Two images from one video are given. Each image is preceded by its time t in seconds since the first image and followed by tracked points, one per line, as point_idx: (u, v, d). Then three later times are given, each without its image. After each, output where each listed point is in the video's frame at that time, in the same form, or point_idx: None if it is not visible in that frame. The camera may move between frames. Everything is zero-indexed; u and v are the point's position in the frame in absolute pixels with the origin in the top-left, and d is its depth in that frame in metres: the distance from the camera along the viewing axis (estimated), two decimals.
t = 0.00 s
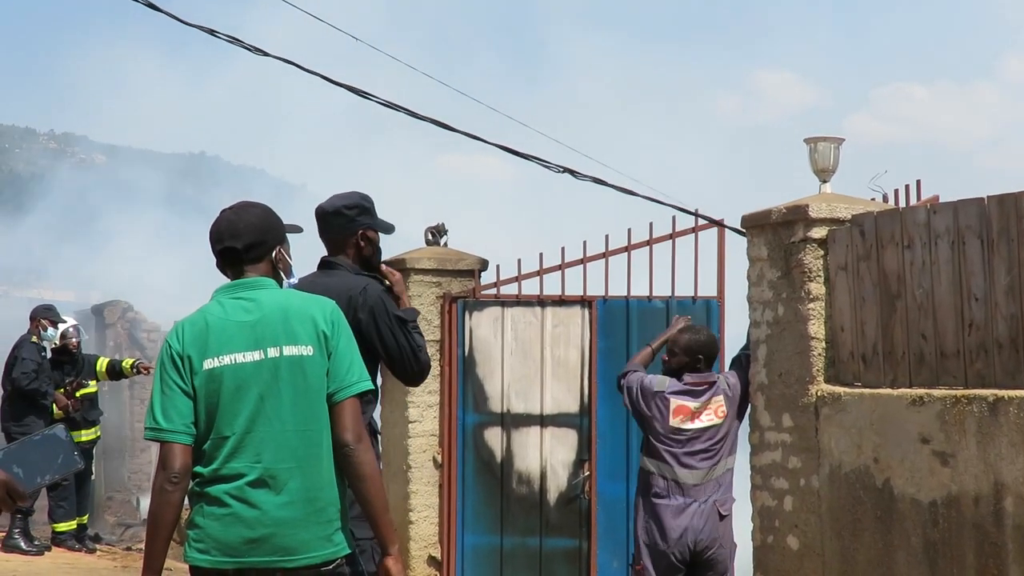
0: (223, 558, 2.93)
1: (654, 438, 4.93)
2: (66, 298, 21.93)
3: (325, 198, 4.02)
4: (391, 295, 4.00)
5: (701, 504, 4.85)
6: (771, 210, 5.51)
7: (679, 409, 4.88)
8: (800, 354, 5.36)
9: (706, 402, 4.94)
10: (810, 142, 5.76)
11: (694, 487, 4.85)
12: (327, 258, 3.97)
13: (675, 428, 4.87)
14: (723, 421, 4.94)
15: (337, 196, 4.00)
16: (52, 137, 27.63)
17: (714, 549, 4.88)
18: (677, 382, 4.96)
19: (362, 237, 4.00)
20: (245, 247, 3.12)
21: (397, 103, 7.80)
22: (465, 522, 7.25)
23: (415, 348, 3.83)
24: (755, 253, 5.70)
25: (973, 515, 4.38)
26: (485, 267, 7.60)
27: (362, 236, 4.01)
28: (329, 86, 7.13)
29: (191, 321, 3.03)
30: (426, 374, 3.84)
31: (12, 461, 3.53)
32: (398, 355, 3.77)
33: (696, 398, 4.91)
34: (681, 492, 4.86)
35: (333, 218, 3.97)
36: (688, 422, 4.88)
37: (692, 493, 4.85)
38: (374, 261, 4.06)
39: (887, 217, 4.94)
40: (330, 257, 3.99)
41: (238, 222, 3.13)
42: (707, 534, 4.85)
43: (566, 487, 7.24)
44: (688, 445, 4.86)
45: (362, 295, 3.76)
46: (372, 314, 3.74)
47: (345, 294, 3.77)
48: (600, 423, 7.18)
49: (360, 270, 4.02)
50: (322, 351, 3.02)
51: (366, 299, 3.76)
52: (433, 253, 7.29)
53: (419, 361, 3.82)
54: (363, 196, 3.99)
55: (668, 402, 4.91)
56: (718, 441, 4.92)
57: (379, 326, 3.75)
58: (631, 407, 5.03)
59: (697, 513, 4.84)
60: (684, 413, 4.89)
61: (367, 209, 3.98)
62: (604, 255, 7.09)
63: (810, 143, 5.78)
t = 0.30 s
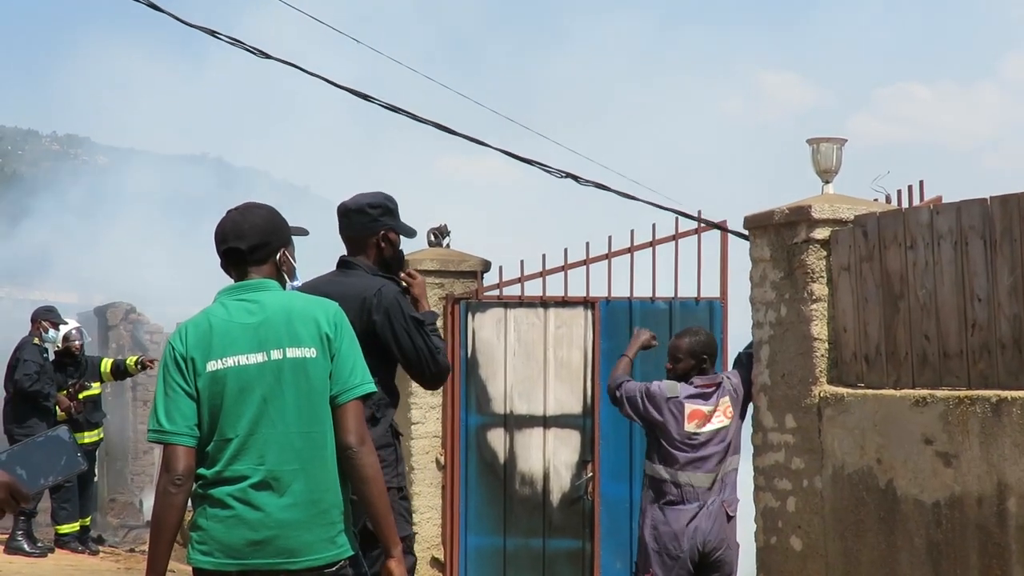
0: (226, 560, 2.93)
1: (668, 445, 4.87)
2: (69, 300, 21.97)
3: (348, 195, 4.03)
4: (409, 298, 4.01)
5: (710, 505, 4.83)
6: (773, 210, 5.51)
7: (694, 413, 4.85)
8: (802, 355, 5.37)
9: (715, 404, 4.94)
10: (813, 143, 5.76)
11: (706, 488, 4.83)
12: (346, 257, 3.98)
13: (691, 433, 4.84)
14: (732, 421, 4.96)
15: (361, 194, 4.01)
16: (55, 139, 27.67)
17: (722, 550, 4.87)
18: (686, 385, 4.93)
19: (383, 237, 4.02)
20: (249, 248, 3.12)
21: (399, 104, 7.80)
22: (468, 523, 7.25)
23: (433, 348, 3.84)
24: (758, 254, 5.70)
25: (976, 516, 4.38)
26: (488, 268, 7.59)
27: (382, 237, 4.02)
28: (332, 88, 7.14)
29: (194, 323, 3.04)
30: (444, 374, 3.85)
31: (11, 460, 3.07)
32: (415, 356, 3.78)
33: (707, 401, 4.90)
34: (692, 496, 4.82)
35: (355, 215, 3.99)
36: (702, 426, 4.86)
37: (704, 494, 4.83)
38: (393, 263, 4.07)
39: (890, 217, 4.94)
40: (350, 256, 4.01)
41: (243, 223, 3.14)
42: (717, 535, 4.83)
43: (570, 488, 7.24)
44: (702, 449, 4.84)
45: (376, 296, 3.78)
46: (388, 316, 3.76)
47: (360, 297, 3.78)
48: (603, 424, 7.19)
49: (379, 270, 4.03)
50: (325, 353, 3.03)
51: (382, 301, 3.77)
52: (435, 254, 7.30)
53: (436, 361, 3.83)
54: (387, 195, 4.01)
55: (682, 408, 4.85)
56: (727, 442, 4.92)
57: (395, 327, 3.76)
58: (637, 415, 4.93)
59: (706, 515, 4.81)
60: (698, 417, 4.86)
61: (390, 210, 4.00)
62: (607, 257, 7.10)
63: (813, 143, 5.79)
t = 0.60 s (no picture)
0: (229, 562, 2.94)
1: (673, 451, 4.84)
2: (72, 301, 22.00)
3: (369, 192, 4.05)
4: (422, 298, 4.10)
5: (713, 509, 4.81)
6: (776, 211, 5.51)
7: (698, 417, 4.86)
8: (806, 356, 5.37)
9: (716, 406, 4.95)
10: (816, 144, 5.76)
11: (711, 492, 4.83)
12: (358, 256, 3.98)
13: (696, 437, 4.84)
14: (734, 422, 4.98)
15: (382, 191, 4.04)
16: (58, 141, 27.71)
17: (725, 553, 4.86)
18: (688, 389, 4.93)
19: (398, 237, 4.02)
20: (254, 249, 3.12)
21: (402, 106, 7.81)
22: (471, 524, 7.25)
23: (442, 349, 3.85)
24: (760, 254, 5.70)
25: (980, 517, 4.38)
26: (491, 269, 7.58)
27: (397, 237, 4.03)
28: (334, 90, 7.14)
29: (198, 323, 3.04)
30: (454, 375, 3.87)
31: (17, 462, 2.87)
32: (425, 358, 3.80)
33: (709, 404, 4.91)
34: (696, 499, 4.81)
35: (372, 211, 4.01)
36: (706, 429, 4.87)
37: (710, 498, 4.82)
38: (406, 264, 4.08)
39: (893, 218, 4.94)
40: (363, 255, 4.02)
41: (250, 223, 3.15)
42: (720, 537, 4.81)
43: (573, 489, 7.24)
44: (708, 453, 4.85)
45: (384, 298, 3.78)
46: (397, 317, 3.76)
47: (368, 299, 3.79)
48: (606, 425, 7.19)
49: (391, 270, 4.03)
50: (328, 355, 3.03)
51: (390, 302, 3.77)
52: (438, 255, 7.28)
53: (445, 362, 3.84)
54: (405, 197, 4.03)
55: (686, 412, 4.86)
56: (730, 444, 4.93)
57: (404, 329, 3.77)
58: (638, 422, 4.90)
59: (710, 518, 4.80)
60: (701, 420, 4.87)
61: (406, 211, 4.02)
62: (610, 258, 7.10)
63: (816, 144, 5.78)
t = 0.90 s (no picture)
0: (233, 560, 2.94)
1: (665, 452, 4.84)
2: (75, 300, 22.03)
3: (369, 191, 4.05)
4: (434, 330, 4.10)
5: (710, 515, 4.81)
6: (779, 210, 5.51)
7: (687, 417, 4.86)
8: (809, 354, 5.37)
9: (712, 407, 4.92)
10: (819, 142, 5.75)
11: (708, 497, 4.82)
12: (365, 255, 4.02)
13: (686, 437, 4.84)
14: (731, 423, 4.94)
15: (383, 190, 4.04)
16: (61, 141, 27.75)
17: (724, 556, 4.83)
18: (680, 389, 4.93)
19: (404, 235, 4.04)
20: (260, 247, 3.13)
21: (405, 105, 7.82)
22: (475, 523, 7.25)
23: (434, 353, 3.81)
24: (763, 253, 5.70)
25: (982, 515, 4.38)
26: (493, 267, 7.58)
27: (403, 235, 4.05)
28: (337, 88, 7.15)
29: (202, 321, 3.04)
30: (441, 379, 3.80)
31: (22, 463, 2.75)
32: (414, 357, 3.75)
33: (702, 403, 4.89)
34: (692, 504, 4.81)
35: (376, 212, 4.01)
36: (698, 429, 4.86)
37: (704, 502, 4.81)
38: (413, 261, 4.10)
39: (896, 216, 4.93)
40: (369, 253, 4.04)
41: (256, 221, 3.15)
42: (716, 540, 4.80)
43: (576, 487, 7.25)
44: (701, 454, 4.83)
45: (386, 293, 3.82)
46: (394, 313, 3.79)
47: (371, 294, 3.84)
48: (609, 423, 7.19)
49: (398, 268, 4.06)
50: (332, 354, 3.03)
51: (390, 297, 3.81)
52: (441, 253, 7.27)
53: (436, 365, 3.79)
54: (407, 193, 4.03)
55: (675, 412, 4.87)
56: (727, 446, 4.89)
57: (400, 326, 3.77)
58: (630, 423, 4.94)
59: (707, 522, 4.80)
60: (692, 420, 4.86)
61: (410, 208, 4.02)
62: (612, 256, 7.10)
63: (819, 142, 5.78)
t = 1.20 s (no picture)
0: (235, 557, 2.94)
1: (659, 453, 4.85)
2: (77, 297, 22.05)
3: (368, 192, 4.04)
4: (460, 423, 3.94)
5: (708, 510, 4.80)
6: (783, 208, 5.51)
7: (679, 416, 4.86)
8: (812, 352, 5.37)
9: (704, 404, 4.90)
10: (822, 140, 5.75)
11: (704, 491, 4.82)
12: (372, 254, 4.03)
13: (679, 437, 4.84)
14: (724, 418, 4.90)
15: (381, 191, 4.03)
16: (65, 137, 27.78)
17: (722, 550, 4.82)
18: (671, 389, 4.93)
19: (409, 232, 4.06)
20: (263, 246, 3.13)
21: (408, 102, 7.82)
22: (477, 521, 7.25)
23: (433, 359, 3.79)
24: (767, 251, 5.71)
25: (985, 514, 4.37)
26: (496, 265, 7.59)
27: (408, 232, 4.06)
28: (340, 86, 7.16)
29: (206, 318, 3.05)
30: (434, 385, 3.72)
31: (29, 464, 2.72)
32: (411, 359, 3.74)
33: (693, 402, 4.88)
34: (690, 500, 4.81)
35: (379, 214, 4.01)
36: (690, 428, 4.85)
37: (699, 497, 4.81)
38: (420, 255, 4.13)
39: (899, 215, 4.93)
40: (377, 252, 4.05)
41: (258, 219, 3.15)
42: (715, 536, 4.79)
43: (578, 484, 7.26)
44: (694, 452, 4.82)
45: (399, 292, 3.83)
46: (406, 312, 3.80)
47: (385, 292, 3.85)
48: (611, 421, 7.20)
49: (406, 264, 4.08)
50: (335, 351, 3.04)
51: (404, 296, 3.83)
52: (444, 251, 7.28)
53: (433, 370, 3.75)
54: (407, 189, 4.04)
55: (667, 413, 4.87)
56: (721, 442, 4.86)
57: (408, 325, 3.78)
58: (625, 427, 4.94)
59: (707, 517, 4.80)
60: (684, 420, 4.86)
61: (411, 204, 4.04)
62: (615, 254, 7.11)
63: (822, 141, 5.77)
